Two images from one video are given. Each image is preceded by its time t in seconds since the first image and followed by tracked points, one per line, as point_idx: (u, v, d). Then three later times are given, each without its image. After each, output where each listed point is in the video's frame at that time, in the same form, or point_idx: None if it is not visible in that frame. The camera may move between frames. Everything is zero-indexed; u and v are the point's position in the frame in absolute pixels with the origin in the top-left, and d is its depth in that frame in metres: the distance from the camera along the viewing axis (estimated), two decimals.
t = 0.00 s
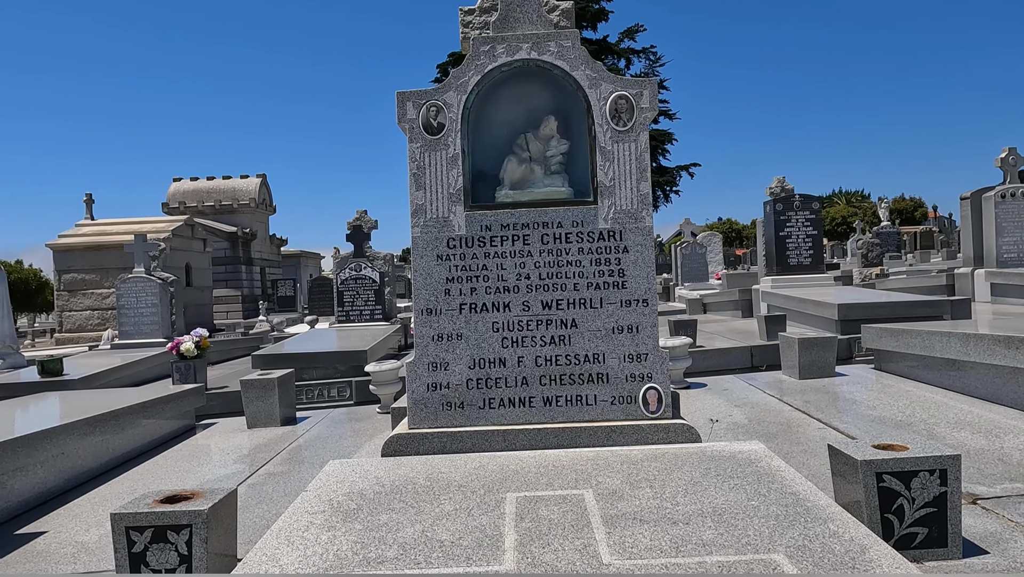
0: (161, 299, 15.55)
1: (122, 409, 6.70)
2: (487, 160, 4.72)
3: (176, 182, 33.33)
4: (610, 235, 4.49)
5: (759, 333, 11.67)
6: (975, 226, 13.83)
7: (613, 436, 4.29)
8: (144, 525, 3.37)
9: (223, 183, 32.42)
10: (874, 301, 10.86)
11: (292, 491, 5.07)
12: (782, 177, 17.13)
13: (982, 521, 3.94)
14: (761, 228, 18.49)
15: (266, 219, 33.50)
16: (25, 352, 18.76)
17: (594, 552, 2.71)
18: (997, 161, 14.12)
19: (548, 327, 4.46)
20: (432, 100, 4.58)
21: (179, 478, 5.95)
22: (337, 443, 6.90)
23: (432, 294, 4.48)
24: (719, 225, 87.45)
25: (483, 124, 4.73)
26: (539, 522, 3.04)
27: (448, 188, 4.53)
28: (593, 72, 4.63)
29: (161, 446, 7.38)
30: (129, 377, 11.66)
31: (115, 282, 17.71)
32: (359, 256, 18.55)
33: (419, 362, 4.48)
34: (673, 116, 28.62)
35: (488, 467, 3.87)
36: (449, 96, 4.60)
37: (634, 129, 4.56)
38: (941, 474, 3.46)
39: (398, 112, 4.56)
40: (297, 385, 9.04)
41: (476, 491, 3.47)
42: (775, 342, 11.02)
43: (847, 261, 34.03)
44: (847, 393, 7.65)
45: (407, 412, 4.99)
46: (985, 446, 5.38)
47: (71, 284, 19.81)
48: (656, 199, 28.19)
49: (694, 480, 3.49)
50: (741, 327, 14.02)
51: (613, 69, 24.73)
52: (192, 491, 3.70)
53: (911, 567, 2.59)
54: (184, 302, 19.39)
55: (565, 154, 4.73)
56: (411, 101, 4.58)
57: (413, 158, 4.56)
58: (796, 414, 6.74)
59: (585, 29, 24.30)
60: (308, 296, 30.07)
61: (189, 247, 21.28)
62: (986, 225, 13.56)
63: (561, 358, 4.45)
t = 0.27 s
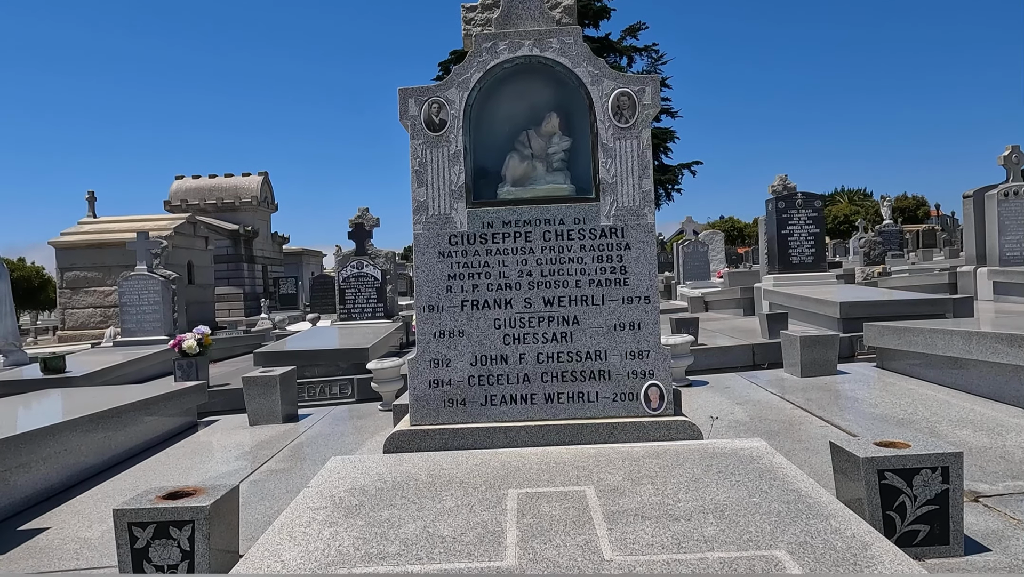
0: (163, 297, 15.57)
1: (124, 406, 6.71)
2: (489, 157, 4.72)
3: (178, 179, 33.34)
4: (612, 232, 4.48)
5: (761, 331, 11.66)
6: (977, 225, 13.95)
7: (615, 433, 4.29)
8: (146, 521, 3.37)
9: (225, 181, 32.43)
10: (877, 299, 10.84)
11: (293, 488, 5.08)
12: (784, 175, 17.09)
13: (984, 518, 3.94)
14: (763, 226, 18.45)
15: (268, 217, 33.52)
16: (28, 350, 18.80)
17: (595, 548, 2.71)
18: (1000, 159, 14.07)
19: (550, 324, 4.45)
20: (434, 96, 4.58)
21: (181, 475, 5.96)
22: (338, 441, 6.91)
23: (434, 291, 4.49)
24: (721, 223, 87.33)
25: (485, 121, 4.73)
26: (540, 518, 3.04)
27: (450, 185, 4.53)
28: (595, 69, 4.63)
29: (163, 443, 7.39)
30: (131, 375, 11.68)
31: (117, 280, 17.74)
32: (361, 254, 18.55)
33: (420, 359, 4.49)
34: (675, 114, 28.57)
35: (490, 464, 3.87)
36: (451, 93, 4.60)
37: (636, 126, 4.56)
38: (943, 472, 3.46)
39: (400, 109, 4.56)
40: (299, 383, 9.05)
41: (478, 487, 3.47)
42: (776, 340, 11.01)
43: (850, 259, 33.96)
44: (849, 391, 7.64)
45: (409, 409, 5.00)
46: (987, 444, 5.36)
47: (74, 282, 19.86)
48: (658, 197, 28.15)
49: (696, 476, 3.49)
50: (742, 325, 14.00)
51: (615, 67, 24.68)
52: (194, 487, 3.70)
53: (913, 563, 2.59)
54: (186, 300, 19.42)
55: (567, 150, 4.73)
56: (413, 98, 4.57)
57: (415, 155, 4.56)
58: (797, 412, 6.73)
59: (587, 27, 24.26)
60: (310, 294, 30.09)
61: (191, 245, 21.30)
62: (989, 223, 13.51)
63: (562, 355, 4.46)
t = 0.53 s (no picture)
0: (165, 294, 15.58)
1: (127, 403, 6.72)
2: (491, 154, 4.72)
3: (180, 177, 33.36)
4: (614, 229, 4.48)
5: (763, 329, 11.64)
6: (980, 223, 13.89)
7: (617, 431, 4.29)
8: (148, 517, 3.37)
9: (227, 179, 32.44)
10: (879, 297, 10.81)
11: (295, 485, 5.09)
12: (786, 173, 17.04)
13: (987, 516, 3.93)
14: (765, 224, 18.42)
15: (270, 215, 33.53)
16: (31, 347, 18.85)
17: (597, 545, 2.71)
18: (1003, 157, 14.01)
19: (552, 321, 4.45)
20: (436, 93, 4.57)
21: (183, 472, 5.97)
22: (341, 438, 6.92)
23: (436, 288, 4.48)
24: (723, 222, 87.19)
25: (488, 118, 4.72)
26: (542, 515, 3.04)
27: (452, 182, 4.52)
28: (597, 66, 4.62)
29: (165, 440, 7.40)
30: (134, 372, 11.70)
31: (119, 278, 17.76)
32: (363, 251, 18.55)
33: (422, 356, 4.49)
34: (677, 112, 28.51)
35: (492, 461, 3.87)
36: (453, 90, 4.59)
37: (638, 123, 4.55)
38: (945, 470, 3.45)
39: (402, 106, 4.55)
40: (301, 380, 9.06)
41: (480, 484, 3.48)
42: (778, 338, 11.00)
43: (852, 257, 33.90)
44: (851, 389, 7.63)
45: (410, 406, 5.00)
46: (990, 442, 5.35)
47: (76, 279, 19.89)
48: (660, 195, 28.11)
49: (698, 474, 3.49)
50: (744, 323, 13.99)
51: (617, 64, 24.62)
52: (197, 484, 3.71)
53: (915, 561, 2.59)
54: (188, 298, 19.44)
55: (569, 147, 4.72)
56: (415, 95, 4.57)
57: (417, 152, 4.55)
58: (800, 410, 6.72)
59: (589, 24, 24.20)
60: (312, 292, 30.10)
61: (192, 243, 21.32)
62: (992, 222, 13.46)
63: (564, 352, 4.45)
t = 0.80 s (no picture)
0: (168, 292, 15.60)
1: (129, 400, 6.74)
2: (493, 150, 4.71)
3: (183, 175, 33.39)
4: (617, 226, 4.47)
5: (765, 327, 11.63)
6: (984, 220, 13.81)
7: (619, 428, 4.29)
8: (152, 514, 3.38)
9: (229, 176, 32.46)
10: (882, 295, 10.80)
11: (298, 482, 5.10)
12: (789, 170, 17.00)
13: (990, 514, 3.92)
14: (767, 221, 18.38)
15: (272, 213, 33.56)
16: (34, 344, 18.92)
17: (600, 542, 2.72)
18: (1007, 154, 13.97)
19: (555, 319, 4.45)
20: (438, 90, 4.57)
21: (186, 468, 5.99)
22: (343, 435, 6.93)
23: (439, 285, 4.48)
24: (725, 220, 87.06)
25: (490, 114, 4.72)
26: (545, 512, 3.04)
27: (455, 179, 4.52)
28: (600, 63, 4.61)
29: (168, 437, 7.42)
30: (137, 369, 11.73)
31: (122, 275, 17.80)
32: (365, 249, 18.56)
33: (425, 353, 4.49)
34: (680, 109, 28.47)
35: (494, 458, 3.87)
36: (456, 87, 4.59)
37: (641, 120, 4.54)
38: (949, 467, 3.44)
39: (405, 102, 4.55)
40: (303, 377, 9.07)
41: (482, 481, 3.48)
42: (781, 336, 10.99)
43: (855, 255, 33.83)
44: (854, 386, 7.62)
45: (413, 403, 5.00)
46: (993, 439, 5.34)
47: (79, 277, 19.94)
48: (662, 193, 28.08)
49: (701, 471, 3.49)
50: (746, 321, 13.97)
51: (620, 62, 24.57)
52: (200, 481, 3.72)
53: (919, 558, 2.58)
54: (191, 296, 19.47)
55: (572, 144, 4.71)
56: (417, 92, 4.57)
57: (419, 149, 4.55)
58: (802, 407, 6.72)
59: (592, 22, 24.15)
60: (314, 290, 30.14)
61: (195, 241, 21.35)
62: (995, 219, 13.45)
63: (567, 349, 4.45)
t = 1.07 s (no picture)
0: (171, 290, 15.62)
1: (133, 398, 6.76)
2: (497, 148, 4.71)
3: (185, 173, 33.41)
4: (621, 224, 4.46)
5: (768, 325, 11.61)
6: (988, 218, 13.74)
7: (623, 426, 4.28)
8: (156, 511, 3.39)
9: (232, 174, 32.48)
10: (885, 294, 10.77)
11: (301, 480, 5.10)
12: (792, 168, 16.96)
13: (995, 513, 3.91)
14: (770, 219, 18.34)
15: (275, 211, 33.59)
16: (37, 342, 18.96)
17: (605, 540, 2.72)
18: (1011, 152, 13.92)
19: (558, 317, 4.45)
20: (442, 88, 4.56)
21: (190, 466, 6.00)
22: (346, 433, 6.94)
23: (442, 283, 4.48)
24: (728, 218, 86.90)
25: (494, 112, 4.71)
26: (550, 510, 3.04)
27: (458, 177, 4.51)
28: (604, 61, 4.60)
29: (172, 434, 7.44)
30: (140, 367, 11.76)
31: (125, 273, 17.83)
32: (367, 247, 18.56)
33: (429, 351, 4.49)
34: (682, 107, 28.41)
35: (498, 456, 3.87)
36: (459, 85, 4.58)
37: (645, 118, 4.53)
38: (953, 466, 3.44)
39: (408, 100, 4.54)
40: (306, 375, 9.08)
41: (486, 479, 3.48)
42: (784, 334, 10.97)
43: (858, 253, 33.77)
44: (857, 385, 7.61)
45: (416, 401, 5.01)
46: (997, 438, 5.33)
47: (82, 275, 19.98)
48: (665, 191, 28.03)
49: (705, 469, 3.49)
50: (749, 319, 13.95)
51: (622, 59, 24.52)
52: (204, 478, 3.73)
53: (924, 557, 2.58)
54: (193, 293, 19.51)
55: (576, 142, 4.71)
56: (421, 90, 4.56)
57: (423, 147, 4.55)
58: (805, 406, 6.71)
59: (595, 19, 24.10)
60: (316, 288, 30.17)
61: (198, 239, 21.37)
62: (999, 217, 13.40)
63: (570, 347, 4.45)
